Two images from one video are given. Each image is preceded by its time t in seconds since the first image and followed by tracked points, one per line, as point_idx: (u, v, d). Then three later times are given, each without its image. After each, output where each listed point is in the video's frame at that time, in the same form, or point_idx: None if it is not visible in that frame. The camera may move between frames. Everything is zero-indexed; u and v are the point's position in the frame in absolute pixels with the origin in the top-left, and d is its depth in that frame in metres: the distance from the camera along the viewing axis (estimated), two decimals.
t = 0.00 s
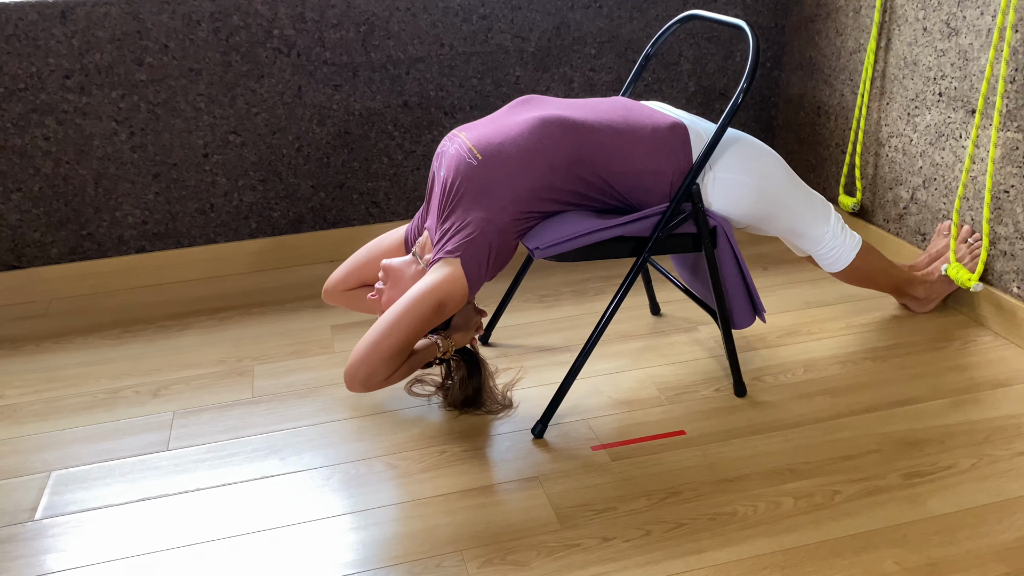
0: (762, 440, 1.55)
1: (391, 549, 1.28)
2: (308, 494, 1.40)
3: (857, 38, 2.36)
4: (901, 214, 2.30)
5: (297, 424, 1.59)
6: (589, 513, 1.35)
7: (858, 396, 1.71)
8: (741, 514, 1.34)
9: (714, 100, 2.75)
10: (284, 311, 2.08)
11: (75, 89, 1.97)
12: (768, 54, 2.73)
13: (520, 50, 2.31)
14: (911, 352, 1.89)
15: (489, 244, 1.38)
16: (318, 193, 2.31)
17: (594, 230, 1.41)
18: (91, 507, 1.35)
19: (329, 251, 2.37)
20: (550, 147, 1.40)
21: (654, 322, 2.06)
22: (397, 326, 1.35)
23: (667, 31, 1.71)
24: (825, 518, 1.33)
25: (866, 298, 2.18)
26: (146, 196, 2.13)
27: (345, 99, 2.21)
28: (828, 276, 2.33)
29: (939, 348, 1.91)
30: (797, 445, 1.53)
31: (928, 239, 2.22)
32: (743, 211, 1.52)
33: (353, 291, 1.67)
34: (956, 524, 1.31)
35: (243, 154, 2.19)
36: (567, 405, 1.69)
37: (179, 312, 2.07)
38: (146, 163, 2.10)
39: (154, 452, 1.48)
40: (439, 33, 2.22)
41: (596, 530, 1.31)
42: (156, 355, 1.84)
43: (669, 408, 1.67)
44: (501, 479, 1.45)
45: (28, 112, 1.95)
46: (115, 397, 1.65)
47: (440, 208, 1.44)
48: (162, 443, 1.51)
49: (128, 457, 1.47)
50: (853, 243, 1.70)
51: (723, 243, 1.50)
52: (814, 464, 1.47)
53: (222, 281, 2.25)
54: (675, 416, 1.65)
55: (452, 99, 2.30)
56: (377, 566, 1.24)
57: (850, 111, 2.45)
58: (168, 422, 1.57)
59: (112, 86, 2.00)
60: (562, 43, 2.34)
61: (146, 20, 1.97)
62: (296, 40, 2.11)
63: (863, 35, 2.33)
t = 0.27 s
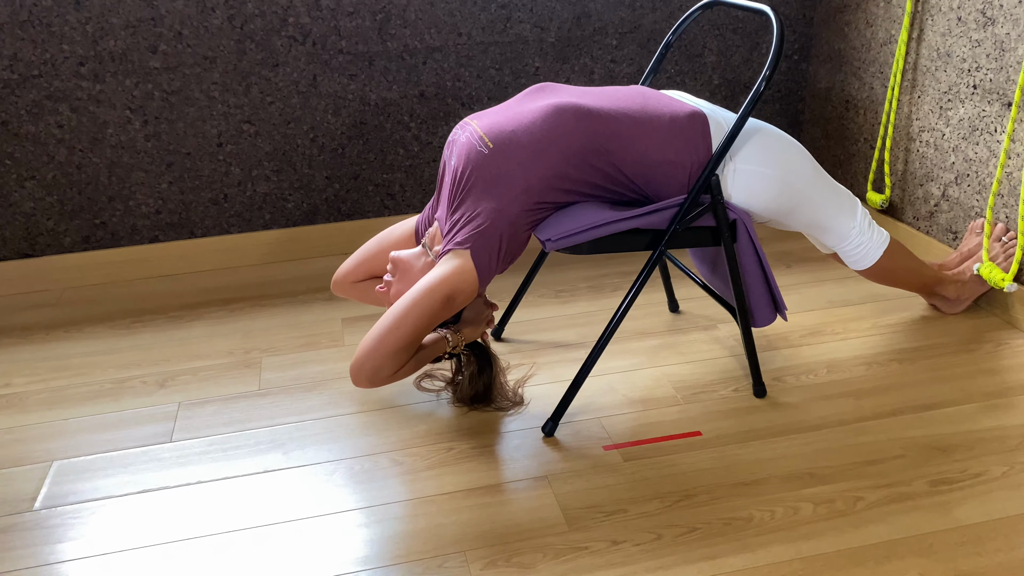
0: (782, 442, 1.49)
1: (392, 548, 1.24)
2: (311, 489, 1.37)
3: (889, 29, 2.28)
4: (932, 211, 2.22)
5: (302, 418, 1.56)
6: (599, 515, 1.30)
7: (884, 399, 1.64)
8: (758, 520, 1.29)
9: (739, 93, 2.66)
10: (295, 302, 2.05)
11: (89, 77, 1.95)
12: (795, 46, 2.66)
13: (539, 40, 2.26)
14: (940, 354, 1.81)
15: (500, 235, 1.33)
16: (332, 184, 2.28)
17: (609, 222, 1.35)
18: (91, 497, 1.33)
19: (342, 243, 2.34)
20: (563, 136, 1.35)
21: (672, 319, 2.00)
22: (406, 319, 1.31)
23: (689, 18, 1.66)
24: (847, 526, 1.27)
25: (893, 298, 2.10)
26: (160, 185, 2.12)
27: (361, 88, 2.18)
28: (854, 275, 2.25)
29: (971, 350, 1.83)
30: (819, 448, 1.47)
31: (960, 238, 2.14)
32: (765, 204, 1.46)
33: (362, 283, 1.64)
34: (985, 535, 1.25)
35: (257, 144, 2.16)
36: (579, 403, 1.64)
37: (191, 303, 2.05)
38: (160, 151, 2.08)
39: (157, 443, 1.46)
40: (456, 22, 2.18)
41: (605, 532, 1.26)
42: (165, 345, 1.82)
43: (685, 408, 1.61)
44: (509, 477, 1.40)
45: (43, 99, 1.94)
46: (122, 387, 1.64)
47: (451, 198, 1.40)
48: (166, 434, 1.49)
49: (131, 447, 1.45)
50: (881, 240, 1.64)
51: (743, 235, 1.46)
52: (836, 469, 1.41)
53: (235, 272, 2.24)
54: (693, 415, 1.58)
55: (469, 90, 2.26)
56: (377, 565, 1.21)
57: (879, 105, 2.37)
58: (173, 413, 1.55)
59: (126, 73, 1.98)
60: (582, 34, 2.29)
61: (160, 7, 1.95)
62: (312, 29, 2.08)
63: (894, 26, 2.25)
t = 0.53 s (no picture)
0: (802, 444, 1.41)
1: (388, 546, 1.19)
2: (308, 484, 1.32)
3: (922, 17, 2.18)
4: (964, 206, 2.12)
5: (303, 409, 1.51)
6: (606, 516, 1.24)
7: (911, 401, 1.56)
8: (774, 525, 1.22)
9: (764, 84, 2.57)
10: (302, 292, 2.01)
11: (98, 59, 1.92)
12: (822, 36, 2.56)
13: (557, 27, 2.19)
14: (972, 355, 1.72)
15: (507, 222, 1.27)
16: (343, 173, 2.23)
17: (620, 210, 1.29)
18: (84, 487, 1.30)
19: (353, 233, 2.29)
20: (575, 118, 1.29)
21: (689, 315, 1.93)
22: (407, 308, 1.26)
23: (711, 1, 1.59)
24: (869, 533, 1.20)
25: (922, 296, 2.01)
26: (168, 171, 2.09)
27: (373, 74, 2.13)
28: (881, 272, 2.16)
29: (1005, 351, 1.73)
30: (841, 451, 1.39)
31: (993, 234, 2.04)
32: (788, 191, 1.39)
33: (367, 272, 1.59)
34: (1019, 547, 1.17)
35: (267, 130, 2.12)
36: (589, 399, 1.57)
37: (197, 291, 2.02)
38: (169, 137, 2.05)
39: (153, 433, 1.43)
40: (472, 8, 2.12)
41: (612, 535, 1.20)
42: (168, 333, 1.79)
43: (700, 406, 1.54)
44: (514, 475, 1.34)
45: (51, 82, 1.91)
46: (122, 375, 1.61)
47: (458, 183, 1.34)
48: (163, 423, 1.46)
49: (127, 436, 1.42)
50: (910, 233, 1.55)
51: (764, 226, 1.38)
52: (859, 473, 1.33)
53: (244, 261, 2.20)
54: (708, 413, 1.52)
55: (484, 77, 2.20)
56: (373, 564, 1.16)
57: (910, 96, 2.27)
58: (172, 402, 1.52)
59: (135, 56, 1.95)
60: (602, 20, 2.21)
61: None
62: (324, 12, 2.03)
63: (928, 13, 2.15)
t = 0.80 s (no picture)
0: (825, 452, 1.33)
1: (384, 551, 1.13)
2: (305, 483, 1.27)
3: (959, 6, 2.08)
4: (1001, 205, 2.03)
5: (303, 405, 1.46)
6: (614, 525, 1.17)
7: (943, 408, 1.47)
8: (793, 538, 1.14)
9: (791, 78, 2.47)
10: (309, 285, 1.96)
11: (106, 44, 1.89)
12: (853, 28, 2.45)
13: (577, 15, 2.12)
14: (1009, 361, 1.62)
15: (516, 211, 1.21)
16: (355, 163, 2.18)
17: (635, 201, 1.22)
18: (74, 481, 1.26)
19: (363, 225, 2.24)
20: (590, 103, 1.22)
21: (708, 314, 1.85)
22: (409, 302, 1.19)
23: None
24: (896, 550, 1.12)
25: (955, 298, 1.91)
26: (177, 160, 2.05)
27: (386, 62, 2.07)
28: (912, 273, 2.06)
29: None
30: (866, 461, 1.30)
31: None
32: (815, 184, 1.31)
33: (372, 265, 1.54)
34: None
35: (277, 119, 2.08)
36: (601, 400, 1.50)
37: (203, 283, 1.98)
38: (177, 124, 2.01)
39: (149, 426, 1.39)
40: None
41: (620, 544, 1.13)
42: (171, 325, 1.75)
43: (717, 410, 1.46)
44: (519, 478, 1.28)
45: (59, 67, 1.88)
46: (122, 366, 1.57)
47: (465, 171, 1.28)
48: (160, 417, 1.42)
49: (122, 429, 1.38)
50: (944, 232, 1.47)
51: (789, 221, 1.30)
52: (886, 484, 1.25)
53: (253, 252, 2.16)
54: (725, 417, 1.44)
55: (500, 67, 2.14)
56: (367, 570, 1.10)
57: (946, 89, 2.17)
58: (170, 395, 1.48)
59: (144, 41, 1.91)
60: (623, 8, 2.14)
61: None
62: None
63: (966, 2, 2.05)
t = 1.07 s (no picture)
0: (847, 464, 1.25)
1: (374, 559, 1.08)
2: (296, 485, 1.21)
3: None
4: None
5: (300, 402, 1.40)
6: (619, 538, 1.10)
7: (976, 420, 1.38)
8: (811, 557, 1.07)
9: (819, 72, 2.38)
10: (314, 278, 1.91)
11: (113, 30, 1.85)
12: (885, 19, 2.35)
13: (596, 4, 2.04)
14: None
15: (521, 204, 1.14)
16: (365, 155, 2.13)
17: (648, 193, 1.15)
18: (60, 477, 1.22)
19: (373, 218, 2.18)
20: (601, 90, 1.15)
21: (726, 316, 1.77)
22: (404, 297, 1.12)
23: None
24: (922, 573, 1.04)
25: (989, 304, 1.81)
26: (184, 149, 2.01)
27: (398, 51, 2.01)
28: (943, 276, 1.96)
29: None
30: (891, 475, 1.21)
31: None
32: (842, 178, 1.22)
33: (375, 259, 1.48)
34: None
35: (286, 108, 2.03)
36: (610, 404, 1.42)
37: (207, 275, 1.94)
38: (184, 113, 1.97)
39: (141, 422, 1.35)
40: None
41: (624, 559, 1.07)
42: (171, 318, 1.71)
43: (733, 417, 1.37)
44: (520, 484, 1.21)
45: (64, 53, 1.85)
46: (118, 358, 1.54)
47: (469, 161, 1.22)
48: (152, 412, 1.37)
49: (113, 425, 1.34)
50: (980, 233, 1.37)
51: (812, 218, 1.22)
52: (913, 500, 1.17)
53: (260, 245, 2.12)
54: (745, 426, 1.34)
55: (516, 57, 2.07)
56: None
57: (983, 85, 2.07)
58: (165, 390, 1.44)
59: (151, 27, 1.87)
60: None
61: None
62: None
63: None
